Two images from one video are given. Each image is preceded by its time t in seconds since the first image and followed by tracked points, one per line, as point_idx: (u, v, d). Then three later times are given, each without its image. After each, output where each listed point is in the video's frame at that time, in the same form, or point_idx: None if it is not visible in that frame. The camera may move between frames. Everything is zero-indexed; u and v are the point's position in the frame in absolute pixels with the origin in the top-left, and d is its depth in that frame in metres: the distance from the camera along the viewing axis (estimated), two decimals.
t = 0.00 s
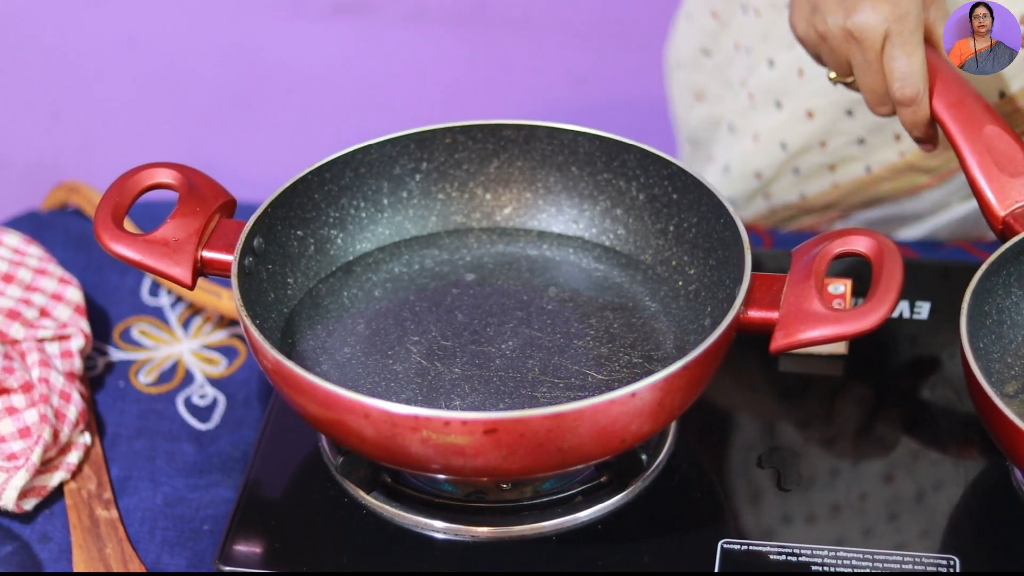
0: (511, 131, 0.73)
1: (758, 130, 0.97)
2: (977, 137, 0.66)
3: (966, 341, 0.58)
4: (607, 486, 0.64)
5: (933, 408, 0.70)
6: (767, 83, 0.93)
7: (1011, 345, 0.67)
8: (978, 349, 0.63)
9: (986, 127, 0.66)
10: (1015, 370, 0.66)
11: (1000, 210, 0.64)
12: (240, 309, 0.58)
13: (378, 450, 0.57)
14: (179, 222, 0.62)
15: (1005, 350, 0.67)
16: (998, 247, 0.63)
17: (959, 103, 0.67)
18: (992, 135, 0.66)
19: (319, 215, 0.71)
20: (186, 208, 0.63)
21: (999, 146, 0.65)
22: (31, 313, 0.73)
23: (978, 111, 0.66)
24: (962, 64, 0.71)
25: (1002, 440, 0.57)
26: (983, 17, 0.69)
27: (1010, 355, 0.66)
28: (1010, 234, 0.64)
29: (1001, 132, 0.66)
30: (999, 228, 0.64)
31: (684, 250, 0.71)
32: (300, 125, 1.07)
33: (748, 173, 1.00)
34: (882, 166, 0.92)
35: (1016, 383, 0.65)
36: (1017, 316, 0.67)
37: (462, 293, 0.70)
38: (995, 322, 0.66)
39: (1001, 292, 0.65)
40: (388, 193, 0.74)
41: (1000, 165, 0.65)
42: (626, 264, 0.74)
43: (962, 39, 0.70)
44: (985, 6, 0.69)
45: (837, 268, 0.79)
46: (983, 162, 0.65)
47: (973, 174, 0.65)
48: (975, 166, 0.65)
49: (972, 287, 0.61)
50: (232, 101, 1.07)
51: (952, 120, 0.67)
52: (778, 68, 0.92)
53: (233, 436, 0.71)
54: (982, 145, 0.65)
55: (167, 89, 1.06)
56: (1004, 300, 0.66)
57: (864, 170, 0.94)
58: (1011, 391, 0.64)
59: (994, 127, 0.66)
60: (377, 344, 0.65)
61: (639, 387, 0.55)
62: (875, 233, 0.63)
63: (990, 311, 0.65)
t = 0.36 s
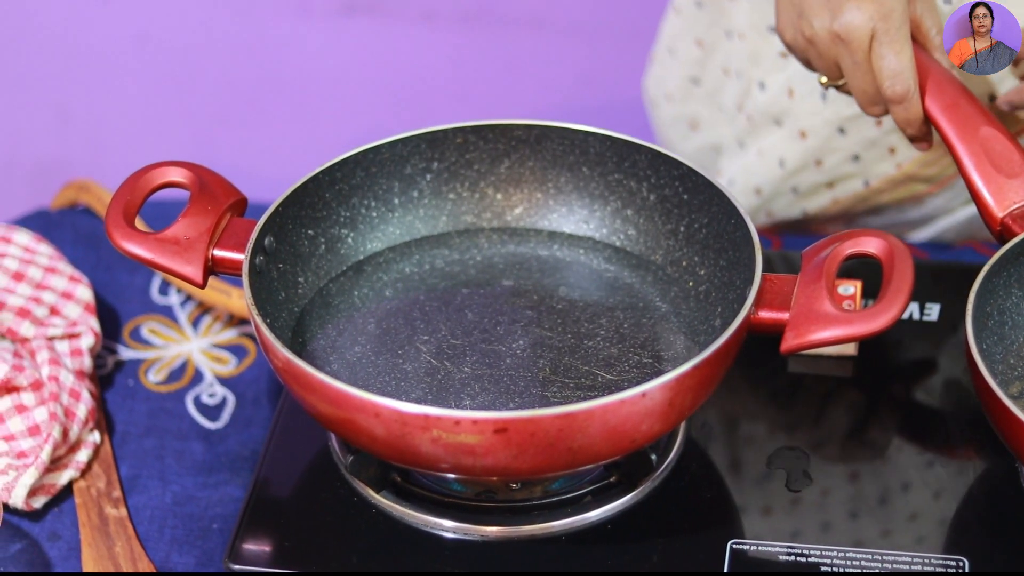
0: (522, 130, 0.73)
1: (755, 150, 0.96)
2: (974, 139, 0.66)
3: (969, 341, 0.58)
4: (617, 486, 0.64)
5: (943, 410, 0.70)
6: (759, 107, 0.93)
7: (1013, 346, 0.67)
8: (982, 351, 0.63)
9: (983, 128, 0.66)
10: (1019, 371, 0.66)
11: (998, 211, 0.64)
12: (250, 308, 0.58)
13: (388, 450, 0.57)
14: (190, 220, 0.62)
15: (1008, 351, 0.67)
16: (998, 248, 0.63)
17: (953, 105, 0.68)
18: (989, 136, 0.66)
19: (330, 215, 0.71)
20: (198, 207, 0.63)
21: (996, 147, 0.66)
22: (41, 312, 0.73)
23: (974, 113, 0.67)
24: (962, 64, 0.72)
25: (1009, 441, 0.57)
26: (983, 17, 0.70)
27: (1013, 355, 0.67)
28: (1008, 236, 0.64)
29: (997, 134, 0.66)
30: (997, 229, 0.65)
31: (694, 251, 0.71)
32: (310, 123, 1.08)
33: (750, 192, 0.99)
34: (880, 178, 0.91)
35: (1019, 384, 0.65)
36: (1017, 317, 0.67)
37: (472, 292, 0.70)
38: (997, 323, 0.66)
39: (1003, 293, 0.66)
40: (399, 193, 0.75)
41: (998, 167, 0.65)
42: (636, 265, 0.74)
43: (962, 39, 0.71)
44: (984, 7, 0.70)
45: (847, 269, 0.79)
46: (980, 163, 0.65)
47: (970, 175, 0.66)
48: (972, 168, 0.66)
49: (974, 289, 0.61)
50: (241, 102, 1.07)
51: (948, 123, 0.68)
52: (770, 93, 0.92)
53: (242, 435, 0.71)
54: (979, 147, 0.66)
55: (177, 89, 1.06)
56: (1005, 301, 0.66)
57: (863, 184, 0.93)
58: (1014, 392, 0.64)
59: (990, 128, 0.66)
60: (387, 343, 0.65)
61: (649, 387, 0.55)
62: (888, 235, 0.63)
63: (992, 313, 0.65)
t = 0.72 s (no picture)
0: (521, 131, 0.74)
1: (754, 178, 0.92)
2: (972, 138, 0.67)
3: (968, 341, 0.58)
4: (615, 486, 0.64)
5: (940, 409, 0.70)
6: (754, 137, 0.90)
7: (1011, 345, 0.67)
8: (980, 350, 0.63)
9: (981, 127, 0.67)
10: (1015, 370, 0.66)
11: (996, 211, 0.65)
12: (250, 308, 0.58)
13: (386, 449, 0.57)
14: (189, 221, 0.62)
15: (1006, 350, 0.67)
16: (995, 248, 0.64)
17: (952, 105, 0.68)
18: (987, 136, 0.67)
19: (329, 215, 0.71)
20: (196, 207, 0.63)
21: (994, 146, 0.66)
22: (41, 312, 0.73)
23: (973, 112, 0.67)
24: (963, 64, 0.71)
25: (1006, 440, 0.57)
26: (983, 17, 0.68)
27: (1012, 355, 0.67)
28: (1006, 235, 0.64)
29: (996, 134, 0.67)
30: (995, 229, 0.65)
31: (692, 251, 0.71)
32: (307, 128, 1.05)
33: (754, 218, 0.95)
34: (879, 190, 0.87)
35: (1017, 383, 0.65)
36: (1015, 316, 0.67)
37: (470, 292, 0.71)
38: (996, 322, 0.66)
39: (1000, 292, 0.66)
40: (398, 193, 0.75)
41: (996, 167, 0.66)
42: (634, 265, 0.74)
43: (962, 39, 0.70)
44: (985, 6, 0.68)
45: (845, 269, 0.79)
46: (978, 163, 0.66)
47: (969, 175, 0.66)
48: (971, 168, 0.66)
49: (972, 288, 0.62)
50: (237, 102, 1.03)
51: (946, 122, 0.68)
52: (761, 126, 0.89)
53: (241, 435, 0.72)
54: (977, 147, 0.66)
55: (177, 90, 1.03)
56: (1003, 300, 0.66)
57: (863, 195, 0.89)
58: (1012, 391, 0.64)
59: (989, 128, 0.67)
60: (386, 343, 0.65)
61: (647, 386, 0.55)
62: (884, 234, 0.63)
63: (990, 312, 0.66)
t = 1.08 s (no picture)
0: (511, 132, 0.74)
1: (796, 179, 0.92)
2: (961, 138, 0.67)
3: (957, 339, 0.59)
4: (605, 485, 0.64)
5: (929, 407, 0.70)
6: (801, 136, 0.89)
7: (1000, 344, 0.67)
8: (969, 348, 0.64)
9: (970, 127, 0.67)
10: (1006, 368, 0.66)
11: (985, 210, 0.65)
12: (240, 309, 0.58)
13: (377, 449, 0.57)
14: (180, 222, 0.62)
15: (995, 349, 0.67)
16: (986, 245, 0.64)
17: (942, 106, 0.68)
18: (976, 135, 0.67)
19: (320, 216, 0.71)
20: (187, 209, 0.63)
21: (983, 146, 0.67)
22: (33, 315, 0.73)
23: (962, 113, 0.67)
24: (963, 63, 0.69)
25: (995, 438, 0.58)
26: (983, 17, 0.66)
27: (1000, 354, 0.67)
28: (996, 234, 0.65)
29: (985, 133, 0.67)
30: (985, 228, 0.65)
31: (682, 250, 0.71)
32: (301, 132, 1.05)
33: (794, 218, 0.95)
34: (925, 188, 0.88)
35: (1006, 381, 0.65)
36: (1004, 315, 0.68)
37: (461, 293, 0.71)
38: (985, 321, 0.66)
39: (990, 291, 0.66)
40: (388, 194, 0.75)
41: (985, 166, 0.66)
42: (625, 264, 0.74)
43: (962, 39, 0.67)
44: (984, 5, 0.66)
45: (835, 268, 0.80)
46: (967, 162, 0.66)
47: (958, 175, 0.67)
48: (960, 168, 0.66)
49: (961, 287, 0.62)
50: (231, 105, 1.03)
51: (936, 122, 0.68)
52: (811, 120, 0.88)
53: (234, 437, 0.72)
54: (966, 146, 0.67)
55: (171, 94, 1.03)
56: (992, 299, 0.67)
57: (909, 194, 0.89)
58: (1002, 390, 0.64)
59: (978, 127, 0.67)
60: (378, 344, 0.66)
61: (637, 385, 0.55)
62: (873, 233, 0.63)
63: (980, 310, 0.66)
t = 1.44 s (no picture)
0: (485, 135, 0.74)
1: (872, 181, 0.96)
2: (933, 139, 0.68)
3: (929, 339, 0.59)
4: (583, 487, 0.64)
5: (905, 406, 0.71)
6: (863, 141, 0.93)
7: (975, 344, 0.68)
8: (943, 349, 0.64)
9: (941, 128, 0.68)
10: (980, 368, 0.66)
11: (958, 211, 0.65)
12: (217, 314, 0.58)
13: (354, 452, 0.58)
14: (154, 228, 0.62)
15: (969, 349, 0.67)
16: (959, 245, 0.64)
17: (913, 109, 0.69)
18: (948, 136, 0.68)
19: (295, 221, 0.71)
20: (162, 215, 0.64)
21: (954, 146, 0.67)
22: (10, 322, 0.73)
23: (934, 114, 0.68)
24: (963, 64, 0.69)
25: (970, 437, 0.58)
26: (983, 17, 0.67)
27: (975, 354, 0.67)
28: (968, 234, 0.65)
29: (956, 134, 0.68)
30: (957, 228, 0.66)
31: (658, 252, 0.71)
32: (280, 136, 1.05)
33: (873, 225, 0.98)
34: None
35: (982, 381, 0.65)
36: (978, 315, 0.68)
37: (437, 296, 0.71)
38: (959, 320, 0.67)
39: (964, 291, 0.67)
40: (363, 199, 0.75)
41: (956, 166, 0.66)
42: (601, 267, 0.75)
43: (962, 39, 0.68)
44: (984, 5, 0.67)
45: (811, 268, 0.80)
46: (938, 162, 0.67)
47: (930, 175, 0.67)
48: (932, 168, 0.67)
49: (935, 287, 0.62)
50: (210, 111, 1.03)
51: (907, 124, 0.69)
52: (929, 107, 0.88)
53: (212, 442, 0.72)
54: (937, 147, 0.67)
55: (152, 101, 1.02)
56: (966, 299, 0.67)
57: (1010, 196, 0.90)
58: (977, 389, 0.64)
59: (949, 128, 0.68)
60: (355, 348, 0.66)
61: (612, 387, 0.56)
62: (847, 233, 0.63)
63: (954, 310, 0.66)
